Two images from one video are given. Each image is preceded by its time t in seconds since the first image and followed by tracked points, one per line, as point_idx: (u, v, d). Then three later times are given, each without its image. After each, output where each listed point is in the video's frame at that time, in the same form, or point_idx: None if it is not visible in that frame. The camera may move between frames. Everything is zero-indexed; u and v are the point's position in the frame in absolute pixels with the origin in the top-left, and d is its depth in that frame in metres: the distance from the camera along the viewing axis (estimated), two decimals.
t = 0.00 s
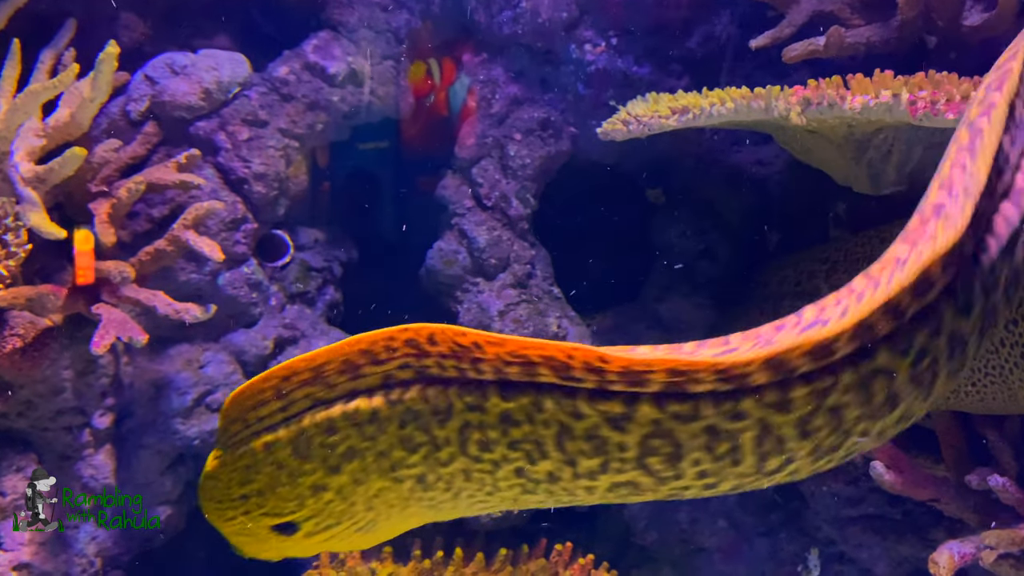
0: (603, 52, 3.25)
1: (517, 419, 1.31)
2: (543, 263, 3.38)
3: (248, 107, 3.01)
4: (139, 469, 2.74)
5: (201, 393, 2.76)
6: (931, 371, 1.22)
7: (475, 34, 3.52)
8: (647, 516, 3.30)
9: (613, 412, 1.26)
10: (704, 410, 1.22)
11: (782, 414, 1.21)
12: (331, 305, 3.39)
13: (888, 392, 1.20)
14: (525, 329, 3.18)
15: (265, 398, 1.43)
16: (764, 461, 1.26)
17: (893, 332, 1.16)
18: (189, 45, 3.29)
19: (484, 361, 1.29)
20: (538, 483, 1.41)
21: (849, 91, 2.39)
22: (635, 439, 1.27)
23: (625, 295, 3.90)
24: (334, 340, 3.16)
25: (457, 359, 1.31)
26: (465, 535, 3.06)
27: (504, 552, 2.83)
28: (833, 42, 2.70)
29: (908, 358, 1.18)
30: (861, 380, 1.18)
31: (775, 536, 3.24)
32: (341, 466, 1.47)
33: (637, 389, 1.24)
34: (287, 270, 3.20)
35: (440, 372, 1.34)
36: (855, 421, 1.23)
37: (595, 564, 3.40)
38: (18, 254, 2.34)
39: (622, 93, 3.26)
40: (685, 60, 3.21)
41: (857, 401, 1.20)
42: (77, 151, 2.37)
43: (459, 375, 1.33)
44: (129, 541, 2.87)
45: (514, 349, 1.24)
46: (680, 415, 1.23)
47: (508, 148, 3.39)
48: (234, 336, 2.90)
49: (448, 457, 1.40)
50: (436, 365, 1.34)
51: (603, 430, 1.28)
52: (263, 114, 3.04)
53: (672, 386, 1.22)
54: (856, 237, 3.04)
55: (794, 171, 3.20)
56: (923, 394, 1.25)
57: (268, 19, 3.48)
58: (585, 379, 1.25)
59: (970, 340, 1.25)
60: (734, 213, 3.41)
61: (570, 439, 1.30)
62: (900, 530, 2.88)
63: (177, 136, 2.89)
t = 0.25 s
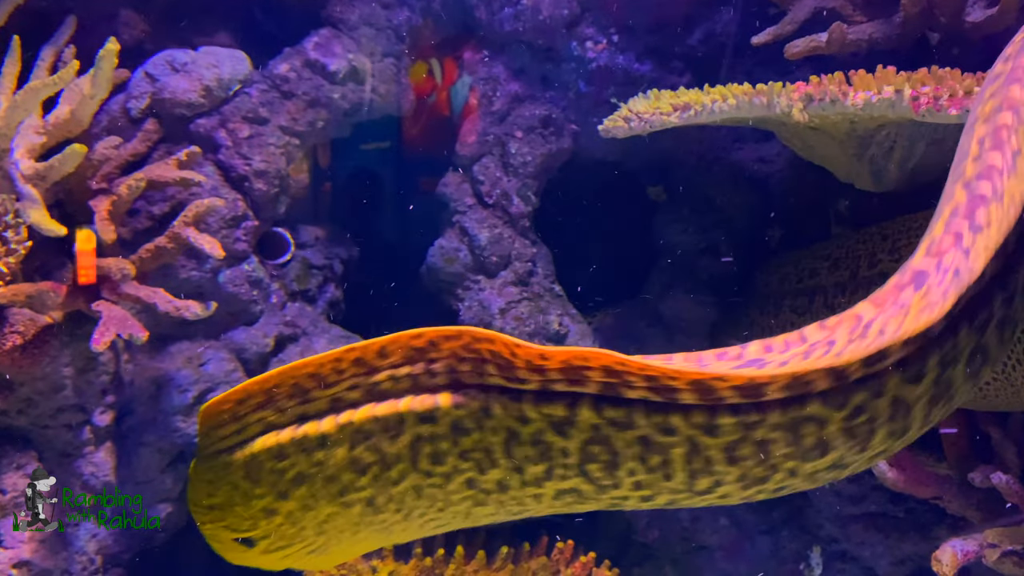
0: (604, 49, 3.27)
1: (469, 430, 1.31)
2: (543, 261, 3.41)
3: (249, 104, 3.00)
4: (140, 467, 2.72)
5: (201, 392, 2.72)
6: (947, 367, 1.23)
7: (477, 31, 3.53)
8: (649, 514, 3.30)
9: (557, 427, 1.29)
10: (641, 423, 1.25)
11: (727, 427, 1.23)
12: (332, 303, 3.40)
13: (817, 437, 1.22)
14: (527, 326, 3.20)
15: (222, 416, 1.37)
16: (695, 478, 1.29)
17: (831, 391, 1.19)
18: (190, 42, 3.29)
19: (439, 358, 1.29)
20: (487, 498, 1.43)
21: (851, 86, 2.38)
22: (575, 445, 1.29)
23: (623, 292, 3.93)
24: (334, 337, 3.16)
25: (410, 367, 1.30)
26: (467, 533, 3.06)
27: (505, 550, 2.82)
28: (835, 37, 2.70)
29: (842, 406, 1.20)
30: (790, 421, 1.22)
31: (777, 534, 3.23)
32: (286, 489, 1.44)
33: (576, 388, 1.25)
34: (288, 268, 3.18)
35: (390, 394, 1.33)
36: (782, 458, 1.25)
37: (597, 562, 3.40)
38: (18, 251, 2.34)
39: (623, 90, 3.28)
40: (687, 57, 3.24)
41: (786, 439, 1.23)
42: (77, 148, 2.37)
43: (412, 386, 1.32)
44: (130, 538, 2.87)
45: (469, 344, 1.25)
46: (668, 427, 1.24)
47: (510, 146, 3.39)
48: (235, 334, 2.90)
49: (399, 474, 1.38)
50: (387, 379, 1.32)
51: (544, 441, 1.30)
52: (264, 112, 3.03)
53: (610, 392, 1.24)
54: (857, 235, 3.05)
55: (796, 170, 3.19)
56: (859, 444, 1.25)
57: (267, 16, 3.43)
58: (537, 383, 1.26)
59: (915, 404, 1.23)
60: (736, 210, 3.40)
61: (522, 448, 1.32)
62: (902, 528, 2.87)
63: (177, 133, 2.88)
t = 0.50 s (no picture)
0: (606, 45, 3.29)
1: (413, 449, 1.37)
2: (545, 258, 3.42)
3: (250, 101, 3.00)
4: (141, 464, 2.73)
5: (202, 388, 2.74)
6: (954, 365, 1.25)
7: (477, 28, 3.54)
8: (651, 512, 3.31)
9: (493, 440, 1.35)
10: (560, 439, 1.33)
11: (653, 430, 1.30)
12: (334, 300, 3.40)
13: (739, 459, 1.29)
14: (529, 324, 3.21)
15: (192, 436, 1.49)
16: (626, 486, 1.35)
17: (749, 414, 1.27)
18: (191, 39, 3.29)
19: (381, 378, 1.38)
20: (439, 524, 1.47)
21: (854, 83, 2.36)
22: (517, 452, 1.35)
23: (627, 286, 3.91)
24: (336, 334, 3.18)
25: (355, 388, 1.41)
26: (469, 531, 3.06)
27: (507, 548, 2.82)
28: (838, 34, 2.69)
29: (760, 435, 1.27)
30: (711, 440, 1.28)
31: (779, 532, 3.23)
32: (245, 508, 1.53)
33: (516, 391, 1.33)
34: (291, 264, 3.18)
35: (338, 415, 1.43)
36: (705, 474, 1.31)
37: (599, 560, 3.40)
38: (18, 247, 2.34)
39: (625, 88, 3.32)
40: (690, 54, 3.27)
41: (708, 455, 1.29)
42: (78, 145, 2.36)
43: (357, 410, 1.42)
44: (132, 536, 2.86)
45: (407, 360, 1.35)
46: (623, 429, 1.31)
47: (511, 143, 3.38)
48: (236, 331, 2.90)
49: (342, 500, 1.45)
50: (332, 405, 1.43)
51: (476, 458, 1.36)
52: (265, 109, 3.03)
53: (546, 393, 1.32)
54: (858, 232, 3.05)
55: (798, 166, 3.23)
56: (779, 475, 1.30)
57: (268, 13, 3.43)
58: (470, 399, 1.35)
59: (840, 451, 1.27)
60: (738, 207, 3.41)
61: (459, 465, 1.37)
62: (904, 525, 2.87)
63: (178, 130, 2.87)
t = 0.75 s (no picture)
0: (608, 43, 3.28)
1: (370, 469, 1.36)
2: (547, 256, 3.41)
3: (252, 98, 3.01)
4: (143, 462, 2.73)
5: (204, 385, 2.74)
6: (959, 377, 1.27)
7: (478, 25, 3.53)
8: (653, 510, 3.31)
9: (456, 453, 1.33)
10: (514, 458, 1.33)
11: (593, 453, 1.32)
12: (336, 298, 3.39)
13: (682, 466, 1.31)
14: (530, 322, 3.22)
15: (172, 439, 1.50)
16: (580, 492, 1.36)
17: (692, 418, 1.29)
18: (193, 37, 3.29)
19: (338, 401, 1.38)
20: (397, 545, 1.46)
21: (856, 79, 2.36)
22: (477, 463, 1.33)
23: (631, 281, 3.91)
24: (338, 332, 3.18)
25: (312, 410, 1.40)
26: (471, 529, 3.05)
27: (509, 546, 2.81)
28: (840, 31, 2.68)
29: (703, 442, 1.29)
30: (657, 444, 1.30)
31: (782, 530, 3.23)
32: (213, 521, 1.54)
33: (475, 398, 1.33)
34: (292, 263, 3.18)
35: (298, 434, 1.42)
36: (652, 479, 1.34)
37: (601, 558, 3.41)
38: (21, 245, 2.34)
39: (627, 85, 3.30)
40: (691, 51, 3.28)
41: (655, 460, 1.31)
42: (79, 143, 2.36)
43: (317, 430, 1.41)
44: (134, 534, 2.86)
45: (369, 378, 1.34)
46: (576, 433, 1.32)
47: (513, 141, 3.37)
48: (238, 328, 2.90)
49: (299, 521, 1.45)
50: (290, 426, 1.43)
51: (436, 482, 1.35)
52: (267, 106, 3.03)
53: (507, 395, 1.32)
54: (861, 229, 3.06)
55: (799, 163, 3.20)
56: (722, 487, 1.33)
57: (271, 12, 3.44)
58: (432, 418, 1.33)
59: (775, 471, 1.30)
60: (740, 205, 3.40)
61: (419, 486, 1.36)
62: (907, 524, 2.86)
63: (179, 128, 2.87)
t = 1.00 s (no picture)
0: (611, 39, 3.29)
1: (313, 497, 1.50)
2: (550, 253, 3.41)
3: (256, 95, 2.99)
4: (148, 457, 2.74)
5: (209, 380, 2.76)
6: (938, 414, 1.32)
7: (482, 22, 3.53)
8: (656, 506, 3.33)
9: (391, 480, 1.44)
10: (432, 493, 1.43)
11: (529, 464, 1.40)
12: (339, 294, 3.39)
13: (613, 474, 1.40)
14: (533, 318, 3.22)
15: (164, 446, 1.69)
16: (519, 507, 1.44)
17: (646, 421, 1.38)
18: (197, 34, 3.29)
19: (282, 433, 1.51)
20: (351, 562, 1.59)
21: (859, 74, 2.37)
22: (415, 490, 1.43)
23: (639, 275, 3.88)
24: (342, 328, 3.18)
25: (258, 440, 1.53)
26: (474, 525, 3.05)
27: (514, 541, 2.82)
28: (844, 26, 2.68)
29: (633, 446, 1.38)
30: (591, 449, 1.39)
31: (785, 526, 3.25)
32: (183, 523, 1.71)
33: (487, 411, 1.43)
34: (295, 260, 3.19)
35: (247, 459, 1.55)
36: (588, 487, 1.42)
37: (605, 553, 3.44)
38: (25, 241, 2.35)
39: (631, 82, 3.31)
40: (694, 47, 3.28)
41: (589, 466, 1.40)
42: (84, 139, 2.39)
43: (262, 458, 1.54)
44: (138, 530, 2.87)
45: (306, 410, 1.47)
46: (512, 450, 1.40)
47: (516, 137, 3.37)
48: (243, 324, 2.91)
49: (249, 541, 1.60)
50: (239, 453, 1.56)
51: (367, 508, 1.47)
52: (270, 103, 3.03)
53: (449, 411, 1.44)
54: (862, 227, 3.07)
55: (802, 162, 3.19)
56: (649, 497, 1.42)
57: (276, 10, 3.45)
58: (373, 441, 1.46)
59: (701, 481, 1.38)
60: (743, 202, 3.40)
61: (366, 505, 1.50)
62: (910, 520, 2.86)
63: (182, 124, 2.88)
